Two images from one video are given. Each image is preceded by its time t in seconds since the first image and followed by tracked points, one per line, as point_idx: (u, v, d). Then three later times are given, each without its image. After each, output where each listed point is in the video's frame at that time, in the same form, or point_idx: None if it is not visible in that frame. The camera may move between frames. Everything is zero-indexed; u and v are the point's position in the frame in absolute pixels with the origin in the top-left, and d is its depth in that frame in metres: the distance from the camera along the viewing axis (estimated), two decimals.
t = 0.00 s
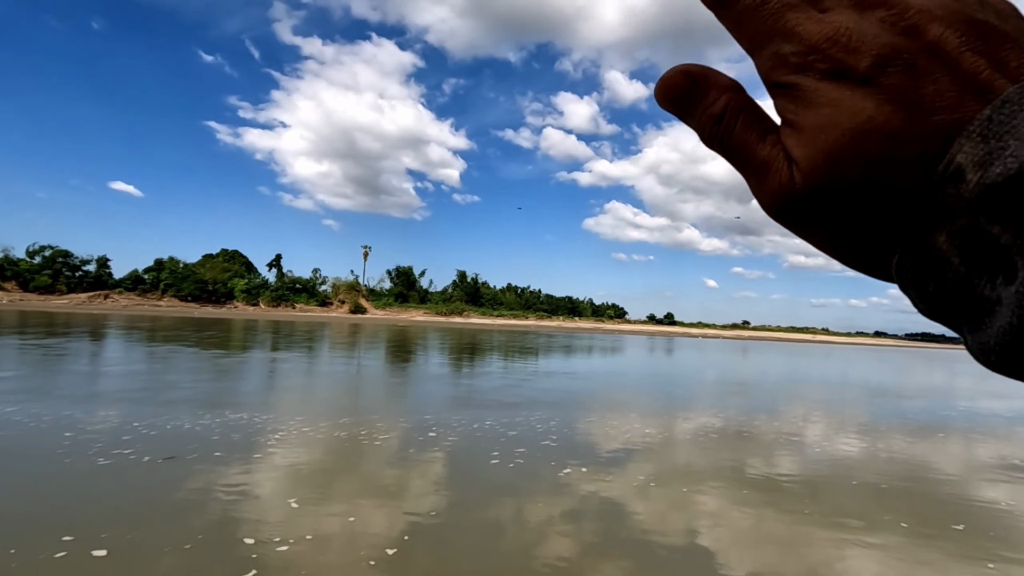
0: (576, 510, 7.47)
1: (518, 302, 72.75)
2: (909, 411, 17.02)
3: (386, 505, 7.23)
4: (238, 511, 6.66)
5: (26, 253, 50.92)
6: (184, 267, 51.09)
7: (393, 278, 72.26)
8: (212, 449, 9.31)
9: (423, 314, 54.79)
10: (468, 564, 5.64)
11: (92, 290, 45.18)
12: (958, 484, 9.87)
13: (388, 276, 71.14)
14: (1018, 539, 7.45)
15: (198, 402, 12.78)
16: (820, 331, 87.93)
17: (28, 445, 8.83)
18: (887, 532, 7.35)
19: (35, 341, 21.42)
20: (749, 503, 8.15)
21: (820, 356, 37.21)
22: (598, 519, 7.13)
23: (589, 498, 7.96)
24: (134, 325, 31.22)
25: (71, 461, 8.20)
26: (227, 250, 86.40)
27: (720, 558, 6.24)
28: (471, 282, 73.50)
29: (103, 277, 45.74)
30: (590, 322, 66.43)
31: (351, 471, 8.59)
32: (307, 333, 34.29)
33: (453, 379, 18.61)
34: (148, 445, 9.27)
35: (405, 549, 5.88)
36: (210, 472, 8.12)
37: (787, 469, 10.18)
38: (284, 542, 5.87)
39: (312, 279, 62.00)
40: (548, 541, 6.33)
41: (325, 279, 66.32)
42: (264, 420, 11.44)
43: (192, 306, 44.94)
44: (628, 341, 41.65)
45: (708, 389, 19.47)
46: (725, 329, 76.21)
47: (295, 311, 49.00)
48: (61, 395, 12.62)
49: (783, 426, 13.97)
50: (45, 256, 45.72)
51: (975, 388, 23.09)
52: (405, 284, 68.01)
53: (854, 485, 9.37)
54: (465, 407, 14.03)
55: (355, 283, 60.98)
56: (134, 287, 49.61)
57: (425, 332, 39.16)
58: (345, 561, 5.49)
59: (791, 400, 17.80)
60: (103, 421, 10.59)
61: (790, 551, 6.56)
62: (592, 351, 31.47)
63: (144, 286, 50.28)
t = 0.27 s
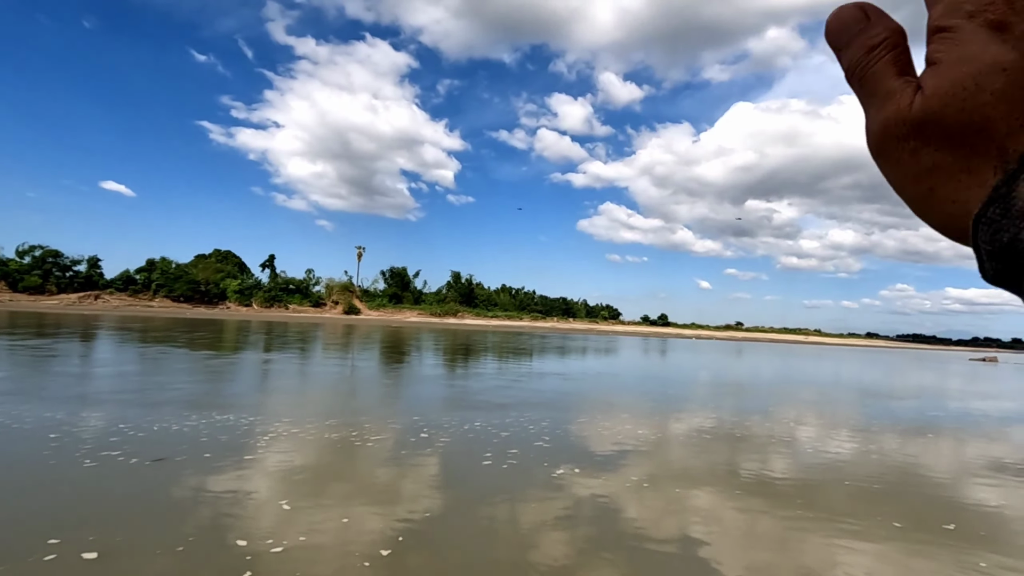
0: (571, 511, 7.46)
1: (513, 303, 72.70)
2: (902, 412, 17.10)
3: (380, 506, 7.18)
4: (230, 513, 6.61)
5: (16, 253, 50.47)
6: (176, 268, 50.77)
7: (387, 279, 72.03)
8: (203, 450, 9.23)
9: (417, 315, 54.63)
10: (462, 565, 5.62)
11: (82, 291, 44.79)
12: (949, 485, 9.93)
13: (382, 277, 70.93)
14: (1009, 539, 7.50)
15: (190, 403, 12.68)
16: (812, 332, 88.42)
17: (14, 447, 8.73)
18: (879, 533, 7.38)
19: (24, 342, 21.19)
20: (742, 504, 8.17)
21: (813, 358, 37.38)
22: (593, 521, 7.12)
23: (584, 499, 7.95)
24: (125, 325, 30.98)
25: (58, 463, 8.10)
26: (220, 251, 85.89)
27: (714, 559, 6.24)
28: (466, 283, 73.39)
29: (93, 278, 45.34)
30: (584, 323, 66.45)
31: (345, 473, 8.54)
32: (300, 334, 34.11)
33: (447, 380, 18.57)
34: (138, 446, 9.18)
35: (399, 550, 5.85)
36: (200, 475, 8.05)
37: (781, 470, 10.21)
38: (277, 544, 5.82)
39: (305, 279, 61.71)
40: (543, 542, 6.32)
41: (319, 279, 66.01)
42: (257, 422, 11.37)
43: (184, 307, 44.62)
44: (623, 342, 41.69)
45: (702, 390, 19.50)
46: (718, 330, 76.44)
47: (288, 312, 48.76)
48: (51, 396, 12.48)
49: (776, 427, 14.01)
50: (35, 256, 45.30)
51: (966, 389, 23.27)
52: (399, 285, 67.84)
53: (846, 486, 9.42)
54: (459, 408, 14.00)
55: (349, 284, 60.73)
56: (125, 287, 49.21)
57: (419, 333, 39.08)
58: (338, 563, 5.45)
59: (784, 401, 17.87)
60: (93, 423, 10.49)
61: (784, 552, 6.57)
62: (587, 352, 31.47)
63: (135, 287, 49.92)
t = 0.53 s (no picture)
0: (555, 514, 7.45)
1: (497, 306, 72.65)
2: (879, 414, 17.42)
3: (362, 511, 7.10)
4: (208, 519, 6.46)
5: None
6: (155, 269, 49.82)
7: (370, 282, 71.54)
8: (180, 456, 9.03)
9: (400, 318, 54.32)
10: (446, 569, 5.57)
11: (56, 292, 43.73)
12: (925, 484, 10.14)
13: (366, 280, 70.41)
14: (982, 537, 7.68)
15: (167, 407, 12.42)
16: (792, 335, 89.80)
17: None
18: (858, 532, 7.50)
19: None
20: (725, 505, 8.24)
21: (793, 360, 37.96)
22: (578, 523, 7.12)
23: (568, 502, 7.95)
24: (101, 328, 30.29)
25: (26, 470, 7.86)
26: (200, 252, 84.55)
27: (697, 559, 6.29)
28: (450, 286, 73.14)
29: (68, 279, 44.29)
30: (569, 326, 66.65)
31: (326, 478, 8.41)
32: (281, 337, 33.66)
33: (432, 384, 18.47)
34: (112, 452, 8.94)
35: (381, 555, 5.79)
36: (176, 480, 7.87)
37: (762, 471, 10.33)
38: (258, 550, 5.71)
39: (287, 282, 60.99)
40: (528, 546, 6.30)
41: (301, 282, 65.32)
42: (235, 426, 11.16)
43: (162, 309, 43.77)
44: (607, 345, 41.89)
45: (685, 392, 19.64)
46: (701, 333, 77.18)
47: (270, 314, 48.13)
48: (20, 400, 12.13)
49: (757, 429, 14.17)
50: (7, 257, 44.15)
51: (941, 391, 23.80)
52: (383, 288, 67.40)
53: (826, 486, 9.55)
54: (443, 411, 13.91)
55: (332, 286, 60.14)
56: (101, 289, 48.13)
57: (404, 336, 38.83)
58: (320, 569, 5.37)
59: (765, 403, 18.10)
60: (64, 428, 10.20)
61: (765, 552, 6.64)
62: (571, 356, 31.53)
63: (112, 288, 48.84)
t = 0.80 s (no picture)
0: (535, 519, 7.43)
1: (477, 311, 72.49)
2: (851, 416, 17.82)
3: (340, 518, 6.99)
4: (179, 529, 6.28)
5: None
6: (124, 271, 48.49)
7: (349, 286, 70.78)
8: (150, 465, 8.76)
9: (379, 322, 53.85)
10: None
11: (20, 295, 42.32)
12: (895, 486, 10.41)
13: (343, 283, 69.58)
14: (950, 536, 7.90)
15: (137, 414, 12.07)
16: (767, 339, 91.55)
17: None
18: (832, 533, 7.66)
19: None
20: (702, 508, 8.33)
21: (768, 364, 38.68)
22: (558, 528, 7.12)
23: (549, 507, 7.94)
24: (67, 332, 29.39)
25: None
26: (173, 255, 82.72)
27: (675, 562, 6.33)
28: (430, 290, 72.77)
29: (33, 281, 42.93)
30: (549, 331, 66.82)
31: (303, 485, 8.25)
32: (257, 341, 33.08)
33: (411, 388, 18.32)
34: (78, 461, 8.64)
35: (359, 562, 5.70)
36: (145, 489, 7.65)
37: (739, 473, 10.47)
38: (232, 560, 5.58)
39: (264, 285, 60.01)
40: (507, 551, 6.27)
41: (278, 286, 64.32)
42: (208, 433, 10.89)
43: (132, 312, 42.66)
44: (586, 350, 42.10)
45: (663, 396, 19.86)
46: (678, 337, 78.11)
47: (245, 318, 47.26)
48: None
49: (734, 432, 14.38)
50: None
51: (910, 394, 24.48)
52: (361, 292, 66.68)
53: (800, 488, 9.74)
54: (423, 416, 13.81)
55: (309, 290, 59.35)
56: (68, 291, 46.74)
57: (382, 340, 38.45)
58: None
59: (741, 407, 18.39)
60: (27, 436, 9.85)
61: (741, 554, 6.72)
62: (551, 360, 31.63)
63: (79, 291, 47.45)
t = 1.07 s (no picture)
0: (514, 523, 7.41)
1: (457, 315, 72.21)
2: (824, 419, 18.16)
3: (314, 526, 6.86)
4: (147, 540, 6.12)
5: None
6: (93, 274, 47.09)
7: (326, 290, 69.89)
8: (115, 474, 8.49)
9: (357, 327, 53.24)
10: None
11: None
12: (865, 486, 10.63)
13: (321, 287, 68.67)
14: (918, 535, 8.10)
15: (103, 421, 11.70)
16: (742, 344, 92.96)
17: None
18: (805, 533, 7.79)
19: None
20: (679, 511, 8.38)
21: (743, 368, 39.28)
22: (535, 533, 7.08)
23: (527, 512, 7.90)
24: (30, 337, 28.38)
25: None
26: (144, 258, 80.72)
27: (652, 565, 6.34)
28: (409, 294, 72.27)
29: None
30: (528, 335, 66.89)
31: (276, 492, 8.10)
32: (231, 346, 32.41)
33: (389, 393, 18.11)
34: (38, 471, 8.34)
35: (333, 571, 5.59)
36: (109, 499, 7.40)
37: (715, 476, 10.59)
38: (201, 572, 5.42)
39: (239, 289, 58.91)
40: (485, 557, 6.22)
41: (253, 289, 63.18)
42: (177, 440, 10.61)
43: (100, 317, 41.42)
44: (565, 354, 42.22)
45: (640, 399, 20.00)
46: (656, 341, 78.88)
47: (219, 322, 46.27)
48: None
49: (710, 435, 14.53)
50: None
51: (879, 396, 25.10)
52: (339, 296, 65.79)
53: (774, 490, 9.87)
54: (400, 422, 13.65)
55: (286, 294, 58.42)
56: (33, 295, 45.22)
57: (360, 345, 38.00)
58: None
59: (717, 410, 18.61)
60: None
61: (717, 556, 6.77)
62: (530, 364, 31.63)
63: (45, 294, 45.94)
